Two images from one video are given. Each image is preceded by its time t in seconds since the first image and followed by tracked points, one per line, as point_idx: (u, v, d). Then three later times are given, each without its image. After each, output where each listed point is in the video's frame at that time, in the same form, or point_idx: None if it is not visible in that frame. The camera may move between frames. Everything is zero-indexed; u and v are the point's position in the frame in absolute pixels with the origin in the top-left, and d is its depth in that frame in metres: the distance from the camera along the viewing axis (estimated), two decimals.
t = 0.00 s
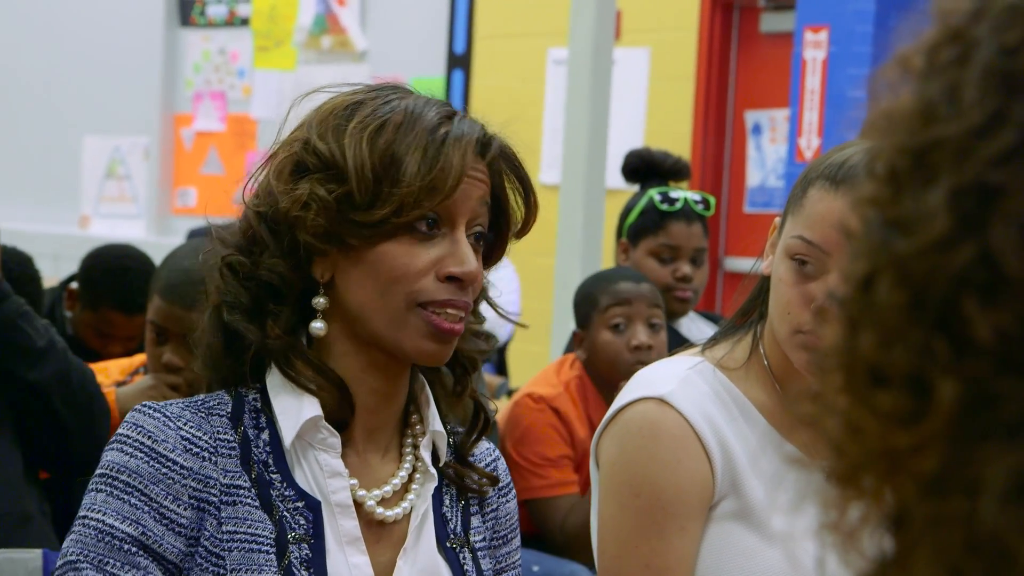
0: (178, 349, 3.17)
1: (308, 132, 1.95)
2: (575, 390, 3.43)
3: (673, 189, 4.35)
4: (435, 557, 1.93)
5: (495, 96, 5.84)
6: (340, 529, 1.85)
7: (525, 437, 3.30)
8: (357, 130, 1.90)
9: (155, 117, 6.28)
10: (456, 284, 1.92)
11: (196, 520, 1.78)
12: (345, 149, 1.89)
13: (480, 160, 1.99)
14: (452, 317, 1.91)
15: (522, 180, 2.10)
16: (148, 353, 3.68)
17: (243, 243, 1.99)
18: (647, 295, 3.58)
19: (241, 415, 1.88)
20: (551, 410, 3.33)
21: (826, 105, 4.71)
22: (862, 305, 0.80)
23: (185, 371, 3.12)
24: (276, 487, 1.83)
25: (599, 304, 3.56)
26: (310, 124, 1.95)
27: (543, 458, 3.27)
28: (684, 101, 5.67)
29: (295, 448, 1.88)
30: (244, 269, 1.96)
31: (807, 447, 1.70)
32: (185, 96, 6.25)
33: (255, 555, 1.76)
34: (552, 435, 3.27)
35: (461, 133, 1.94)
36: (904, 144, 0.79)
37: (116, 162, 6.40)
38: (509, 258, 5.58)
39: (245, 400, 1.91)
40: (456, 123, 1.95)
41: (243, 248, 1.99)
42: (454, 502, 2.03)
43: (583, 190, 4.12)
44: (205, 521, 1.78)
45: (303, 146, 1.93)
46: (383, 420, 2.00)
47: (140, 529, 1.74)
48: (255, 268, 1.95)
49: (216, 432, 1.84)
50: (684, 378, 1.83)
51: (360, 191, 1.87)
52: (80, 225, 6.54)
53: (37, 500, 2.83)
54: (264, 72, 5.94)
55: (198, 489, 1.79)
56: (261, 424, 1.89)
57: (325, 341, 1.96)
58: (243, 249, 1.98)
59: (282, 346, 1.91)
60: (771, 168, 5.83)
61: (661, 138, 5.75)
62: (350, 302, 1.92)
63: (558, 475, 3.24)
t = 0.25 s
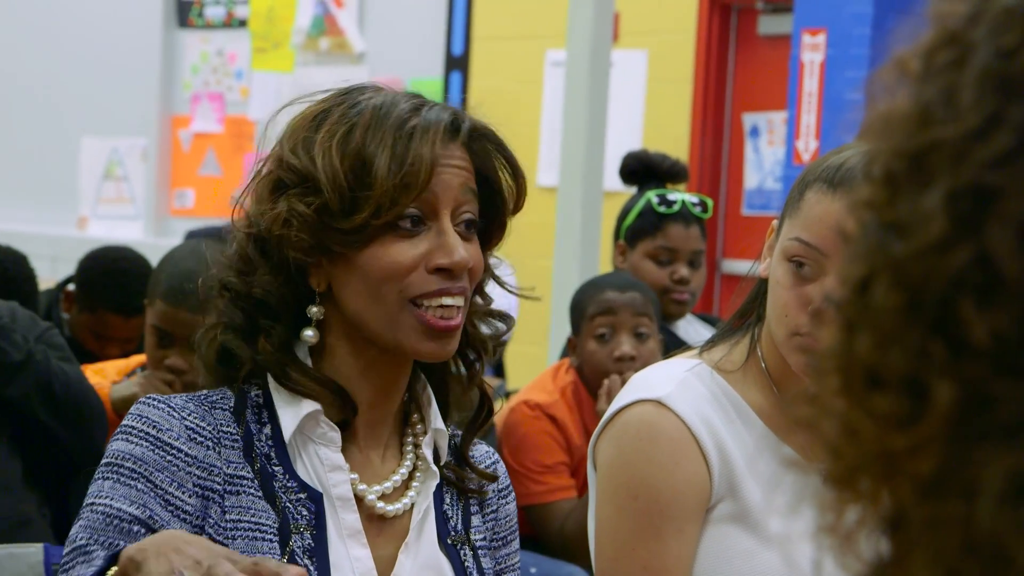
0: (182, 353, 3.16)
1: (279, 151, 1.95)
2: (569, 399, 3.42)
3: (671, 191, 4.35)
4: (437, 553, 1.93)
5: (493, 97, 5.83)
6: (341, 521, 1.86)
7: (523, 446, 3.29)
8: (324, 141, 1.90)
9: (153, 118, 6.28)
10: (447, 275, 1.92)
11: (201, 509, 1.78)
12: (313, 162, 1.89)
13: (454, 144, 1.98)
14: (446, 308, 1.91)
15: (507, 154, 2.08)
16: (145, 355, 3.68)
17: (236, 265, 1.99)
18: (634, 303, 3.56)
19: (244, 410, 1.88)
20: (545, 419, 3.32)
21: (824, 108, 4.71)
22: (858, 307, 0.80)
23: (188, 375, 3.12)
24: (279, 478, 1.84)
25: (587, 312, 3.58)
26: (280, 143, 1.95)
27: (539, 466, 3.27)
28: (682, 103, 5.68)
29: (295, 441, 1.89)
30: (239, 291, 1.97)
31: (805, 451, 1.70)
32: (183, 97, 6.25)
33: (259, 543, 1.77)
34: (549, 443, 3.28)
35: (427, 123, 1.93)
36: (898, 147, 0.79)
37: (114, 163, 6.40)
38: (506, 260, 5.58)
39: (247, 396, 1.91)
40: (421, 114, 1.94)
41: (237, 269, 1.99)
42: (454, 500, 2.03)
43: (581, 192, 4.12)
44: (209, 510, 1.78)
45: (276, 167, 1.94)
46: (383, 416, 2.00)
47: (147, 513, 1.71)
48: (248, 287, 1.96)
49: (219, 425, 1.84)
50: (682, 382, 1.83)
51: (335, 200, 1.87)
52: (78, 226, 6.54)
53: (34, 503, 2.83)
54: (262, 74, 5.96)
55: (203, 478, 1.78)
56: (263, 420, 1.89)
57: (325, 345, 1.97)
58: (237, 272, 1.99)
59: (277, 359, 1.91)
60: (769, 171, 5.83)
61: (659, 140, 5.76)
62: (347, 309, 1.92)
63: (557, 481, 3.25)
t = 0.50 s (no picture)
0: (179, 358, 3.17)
1: (271, 153, 1.96)
2: (567, 412, 3.42)
3: (668, 194, 4.36)
4: (432, 552, 1.94)
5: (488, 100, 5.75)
6: (338, 520, 1.86)
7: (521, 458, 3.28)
8: (313, 145, 1.90)
9: (151, 120, 6.28)
10: (434, 284, 1.91)
11: (200, 506, 1.79)
12: (303, 166, 1.89)
13: (443, 150, 1.97)
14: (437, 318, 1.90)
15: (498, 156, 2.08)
16: (144, 358, 3.68)
17: (225, 264, 1.99)
18: (627, 318, 3.55)
19: (241, 410, 1.88)
20: (543, 429, 3.32)
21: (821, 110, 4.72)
22: (847, 313, 0.81)
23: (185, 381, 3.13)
24: (276, 478, 1.84)
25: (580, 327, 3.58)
26: (272, 144, 1.96)
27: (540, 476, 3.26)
28: (679, 107, 5.70)
29: (292, 441, 1.89)
30: (229, 292, 1.97)
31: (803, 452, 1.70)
32: (181, 99, 6.25)
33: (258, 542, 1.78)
34: (550, 454, 3.27)
35: (416, 130, 1.93)
36: (878, 158, 0.80)
37: (112, 165, 6.40)
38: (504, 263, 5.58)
39: (243, 396, 1.91)
40: (412, 120, 1.94)
41: (227, 270, 1.99)
42: (449, 501, 2.04)
43: (578, 195, 4.12)
44: (209, 508, 1.79)
45: (268, 169, 1.95)
46: (377, 416, 2.00)
47: (147, 511, 1.72)
48: (234, 292, 1.96)
49: (217, 424, 1.84)
50: (680, 384, 1.83)
51: (322, 205, 1.88)
52: (77, 228, 6.54)
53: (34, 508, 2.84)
54: (260, 76, 5.98)
55: (201, 476, 1.79)
56: (260, 419, 1.89)
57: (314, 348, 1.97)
58: (226, 272, 1.98)
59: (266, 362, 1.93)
60: (767, 173, 5.82)
61: (657, 143, 5.78)
62: (338, 313, 1.92)
63: (558, 491, 3.24)
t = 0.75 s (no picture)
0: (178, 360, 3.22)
1: (278, 149, 1.95)
2: (568, 415, 3.41)
3: (666, 198, 4.36)
4: (423, 558, 1.92)
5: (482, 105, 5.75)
6: (327, 527, 1.86)
7: (522, 465, 3.28)
8: (324, 146, 1.90)
9: (148, 127, 6.28)
10: (431, 296, 1.92)
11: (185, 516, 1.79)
12: (312, 166, 1.89)
13: (452, 165, 1.98)
14: (430, 329, 1.91)
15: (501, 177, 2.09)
16: (141, 364, 3.67)
17: (225, 258, 1.99)
18: (632, 315, 3.58)
19: (228, 418, 1.89)
20: (545, 435, 3.31)
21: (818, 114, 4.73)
22: (838, 318, 0.81)
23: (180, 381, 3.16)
24: (263, 486, 1.84)
25: (585, 325, 3.58)
26: (281, 140, 1.95)
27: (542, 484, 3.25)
28: (676, 111, 5.71)
29: (279, 449, 1.89)
30: (226, 284, 1.96)
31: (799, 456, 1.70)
32: (178, 106, 6.27)
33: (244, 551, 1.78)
34: (550, 462, 3.26)
35: (429, 141, 1.93)
36: (869, 163, 0.80)
37: (110, 171, 6.40)
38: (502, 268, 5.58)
39: (231, 404, 1.92)
40: (423, 131, 1.94)
41: (226, 264, 1.98)
42: (442, 506, 2.04)
43: (576, 200, 4.12)
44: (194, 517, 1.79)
45: (274, 165, 1.94)
46: (367, 425, 2.01)
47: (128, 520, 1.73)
48: (234, 283, 1.96)
49: (202, 433, 1.85)
50: (680, 389, 1.83)
51: (329, 207, 1.88)
52: (73, 234, 6.53)
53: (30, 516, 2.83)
54: (258, 82, 5.99)
55: (186, 486, 1.80)
56: (247, 427, 1.90)
57: (308, 350, 1.96)
58: (223, 265, 1.98)
59: (258, 359, 1.92)
60: (764, 177, 5.83)
61: (655, 147, 5.77)
62: (330, 317, 1.92)
63: (559, 498, 3.24)
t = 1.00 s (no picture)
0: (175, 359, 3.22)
1: (286, 141, 1.95)
2: (575, 415, 3.42)
3: (667, 199, 4.36)
4: (422, 560, 1.91)
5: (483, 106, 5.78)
6: (326, 532, 1.86)
7: (529, 466, 3.27)
8: (335, 139, 1.90)
9: (149, 130, 6.29)
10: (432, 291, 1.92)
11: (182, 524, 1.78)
12: (321, 158, 1.89)
13: (457, 166, 1.99)
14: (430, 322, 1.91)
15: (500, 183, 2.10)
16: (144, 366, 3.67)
17: (224, 250, 1.98)
18: (643, 318, 3.59)
19: (225, 424, 1.89)
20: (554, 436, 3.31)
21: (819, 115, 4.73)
22: (853, 309, 0.81)
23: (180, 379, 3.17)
24: (261, 491, 1.84)
25: (596, 325, 3.57)
26: (289, 133, 1.95)
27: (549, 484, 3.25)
28: (677, 113, 5.70)
29: (277, 454, 1.89)
30: (225, 276, 1.96)
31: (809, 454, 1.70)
32: (179, 108, 6.26)
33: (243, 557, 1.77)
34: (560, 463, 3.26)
35: (438, 139, 1.95)
36: (886, 155, 0.81)
37: (111, 174, 6.41)
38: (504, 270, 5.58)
39: (228, 408, 1.92)
40: (431, 130, 1.96)
41: (225, 255, 1.98)
42: (441, 506, 2.04)
43: (578, 202, 4.12)
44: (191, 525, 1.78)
45: (281, 155, 1.94)
46: (366, 425, 2.00)
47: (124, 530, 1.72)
48: (234, 275, 1.95)
49: (200, 439, 1.85)
50: (682, 389, 1.83)
51: (338, 199, 1.88)
52: (75, 237, 6.53)
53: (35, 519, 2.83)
54: (258, 83, 5.98)
55: (183, 493, 1.79)
56: (244, 432, 1.89)
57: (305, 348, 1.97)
58: (219, 256, 1.98)
59: (260, 354, 1.92)
60: (765, 178, 5.83)
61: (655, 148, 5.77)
62: (329, 310, 1.92)
63: (567, 499, 3.24)
